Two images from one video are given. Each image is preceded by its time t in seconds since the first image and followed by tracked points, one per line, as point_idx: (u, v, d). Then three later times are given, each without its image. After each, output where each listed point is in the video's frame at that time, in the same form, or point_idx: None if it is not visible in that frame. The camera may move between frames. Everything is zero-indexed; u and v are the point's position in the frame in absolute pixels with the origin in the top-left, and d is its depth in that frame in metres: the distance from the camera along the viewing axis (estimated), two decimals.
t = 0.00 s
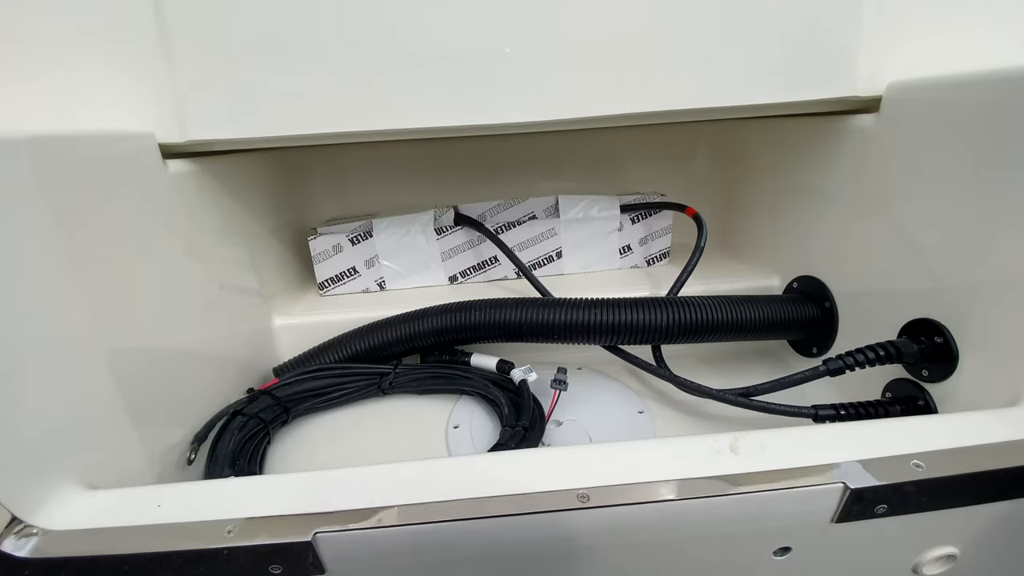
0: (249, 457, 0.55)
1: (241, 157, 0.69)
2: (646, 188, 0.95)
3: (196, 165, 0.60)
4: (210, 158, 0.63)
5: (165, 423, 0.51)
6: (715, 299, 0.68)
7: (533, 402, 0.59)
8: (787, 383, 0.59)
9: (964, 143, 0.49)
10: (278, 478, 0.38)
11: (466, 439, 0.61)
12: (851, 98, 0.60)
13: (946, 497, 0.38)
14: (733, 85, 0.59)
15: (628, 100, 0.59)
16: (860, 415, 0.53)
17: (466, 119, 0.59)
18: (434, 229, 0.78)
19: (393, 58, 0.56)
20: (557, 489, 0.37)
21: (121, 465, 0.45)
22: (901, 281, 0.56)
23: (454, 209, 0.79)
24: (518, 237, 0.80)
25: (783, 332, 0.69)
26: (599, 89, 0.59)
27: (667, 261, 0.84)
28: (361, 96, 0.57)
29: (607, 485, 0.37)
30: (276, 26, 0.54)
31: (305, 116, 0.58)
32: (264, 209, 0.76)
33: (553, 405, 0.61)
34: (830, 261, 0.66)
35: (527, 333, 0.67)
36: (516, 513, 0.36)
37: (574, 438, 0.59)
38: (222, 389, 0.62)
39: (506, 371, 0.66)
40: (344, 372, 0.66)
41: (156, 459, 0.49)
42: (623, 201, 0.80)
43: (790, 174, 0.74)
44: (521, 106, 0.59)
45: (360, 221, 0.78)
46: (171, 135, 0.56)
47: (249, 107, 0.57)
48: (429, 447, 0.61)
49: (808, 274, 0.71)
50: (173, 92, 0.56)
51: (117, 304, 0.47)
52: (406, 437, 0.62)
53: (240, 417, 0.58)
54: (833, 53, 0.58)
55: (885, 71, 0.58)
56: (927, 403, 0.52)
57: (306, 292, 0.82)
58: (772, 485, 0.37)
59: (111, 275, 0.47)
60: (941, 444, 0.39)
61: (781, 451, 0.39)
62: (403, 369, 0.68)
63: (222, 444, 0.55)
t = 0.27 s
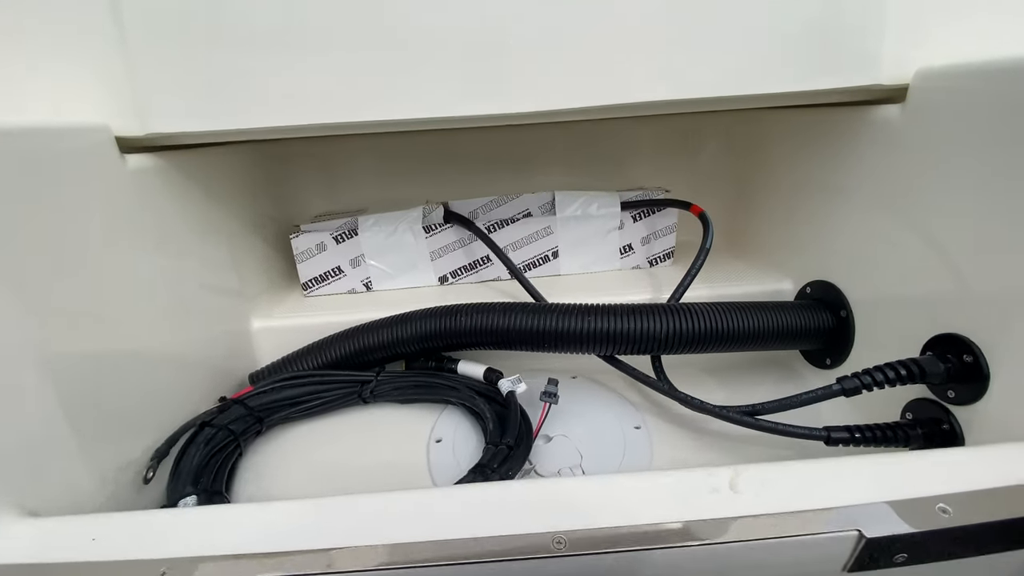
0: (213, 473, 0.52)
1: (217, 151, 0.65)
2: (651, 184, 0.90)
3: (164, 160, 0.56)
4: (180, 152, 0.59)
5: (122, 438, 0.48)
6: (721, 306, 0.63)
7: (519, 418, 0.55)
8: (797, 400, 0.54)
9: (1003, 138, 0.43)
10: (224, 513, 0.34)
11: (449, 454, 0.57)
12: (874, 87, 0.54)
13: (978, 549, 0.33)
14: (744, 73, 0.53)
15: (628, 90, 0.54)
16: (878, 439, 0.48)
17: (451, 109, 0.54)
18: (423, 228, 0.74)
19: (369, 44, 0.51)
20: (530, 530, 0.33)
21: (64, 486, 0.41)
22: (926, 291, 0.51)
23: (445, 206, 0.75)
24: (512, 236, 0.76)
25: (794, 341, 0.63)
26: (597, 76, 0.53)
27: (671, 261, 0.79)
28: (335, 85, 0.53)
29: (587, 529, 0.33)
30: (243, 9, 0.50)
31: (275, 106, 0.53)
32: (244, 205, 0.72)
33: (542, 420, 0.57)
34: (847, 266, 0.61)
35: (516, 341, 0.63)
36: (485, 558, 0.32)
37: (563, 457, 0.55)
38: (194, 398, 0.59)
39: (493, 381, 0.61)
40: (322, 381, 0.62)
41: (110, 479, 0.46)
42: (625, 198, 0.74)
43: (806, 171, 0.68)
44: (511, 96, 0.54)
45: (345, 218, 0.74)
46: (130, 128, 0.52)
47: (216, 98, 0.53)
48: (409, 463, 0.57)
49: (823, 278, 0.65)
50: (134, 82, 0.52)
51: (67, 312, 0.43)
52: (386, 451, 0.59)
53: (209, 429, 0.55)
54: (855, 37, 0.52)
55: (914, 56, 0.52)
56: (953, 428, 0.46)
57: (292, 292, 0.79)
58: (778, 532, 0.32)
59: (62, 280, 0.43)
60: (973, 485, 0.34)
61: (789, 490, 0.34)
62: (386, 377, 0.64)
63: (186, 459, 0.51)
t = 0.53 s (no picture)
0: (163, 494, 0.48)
1: (180, 147, 0.62)
2: (650, 182, 0.85)
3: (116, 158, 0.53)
4: (136, 149, 0.56)
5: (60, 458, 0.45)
6: (717, 319, 0.58)
7: (491, 439, 0.50)
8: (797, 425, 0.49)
9: None
10: (120, 559, 0.29)
11: (416, 475, 0.53)
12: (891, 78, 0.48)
13: None
14: (743, 63, 0.48)
15: (613, 85, 0.49)
16: (885, 474, 0.43)
17: (418, 104, 0.50)
18: (402, 230, 0.69)
19: (326, 32, 0.47)
20: None
21: None
22: (944, 309, 0.45)
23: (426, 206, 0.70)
24: (497, 239, 0.71)
25: (796, 358, 0.58)
26: (578, 67, 0.49)
27: (669, 265, 0.74)
28: (292, 78, 0.49)
29: None
30: None
31: (229, 101, 0.49)
32: (215, 204, 0.68)
33: (517, 440, 0.53)
34: (857, 277, 0.55)
35: (494, 354, 0.58)
36: None
37: (538, 481, 0.51)
38: (151, 410, 0.55)
39: (469, 396, 0.57)
40: (288, 393, 0.59)
41: (46, 503, 0.43)
42: (618, 199, 0.69)
43: (814, 170, 0.62)
44: (483, 89, 0.49)
45: (322, 218, 0.71)
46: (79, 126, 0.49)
47: (167, 92, 0.49)
48: (375, 483, 0.53)
49: (830, 288, 0.60)
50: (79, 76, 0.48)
51: None
52: (352, 470, 0.55)
53: (163, 445, 0.52)
54: (870, 22, 0.46)
55: (938, 43, 0.46)
56: (969, 465, 0.41)
57: (268, 294, 0.76)
58: None
59: None
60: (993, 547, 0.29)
61: (774, 548, 0.30)
62: (357, 389, 0.60)
63: (135, 478, 0.48)
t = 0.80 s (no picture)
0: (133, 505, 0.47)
1: (159, 144, 0.60)
2: (654, 181, 0.81)
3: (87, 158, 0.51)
4: (111, 147, 0.54)
5: (27, 466, 0.43)
6: (716, 329, 0.54)
7: (472, 454, 0.48)
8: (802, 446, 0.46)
9: None
10: None
11: (395, 489, 0.51)
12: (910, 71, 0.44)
13: None
14: (748, 53, 0.44)
15: (605, 79, 0.45)
16: (894, 505, 0.39)
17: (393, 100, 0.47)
18: (391, 230, 0.67)
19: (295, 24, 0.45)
20: None
21: None
22: (965, 326, 0.41)
23: (416, 205, 0.68)
24: (489, 240, 0.68)
25: (802, 371, 0.55)
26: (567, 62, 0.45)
27: (670, 268, 0.71)
28: (262, 72, 0.46)
29: None
30: None
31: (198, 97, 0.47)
32: (198, 203, 0.67)
33: (501, 454, 0.50)
34: (870, 286, 0.51)
35: (479, 363, 0.56)
36: None
37: (521, 498, 0.48)
38: (127, 414, 0.54)
39: (453, 406, 0.55)
40: (267, 399, 0.57)
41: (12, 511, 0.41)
42: (616, 199, 0.66)
43: (825, 170, 0.58)
44: (463, 84, 0.46)
45: (309, 217, 0.69)
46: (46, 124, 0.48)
47: (135, 86, 0.47)
48: (352, 497, 0.51)
49: (840, 297, 0.56)
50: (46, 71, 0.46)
51: None
52: (329, 482, 0.53)
53: (136, 452, 0.50)
54: (886, 9, 0.42)
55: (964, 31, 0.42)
56: (988, 498, 0.37)
57: (257, 294, 0.74)
58: None
59: None
60: None
61: None
62: (339, 396, 0.58)
63: (106, 486, 0.47)
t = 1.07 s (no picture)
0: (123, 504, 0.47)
1: (156, 141, 0.60)
2: (660, 179, 0.79)
3: (80, 156, 0.51)
4: (105, 144, 0.53)
5: (17, 464, 0.43)
6: (718, 334, 0.53)
7: (463, 459, 0.47)
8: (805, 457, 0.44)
9: None
10: None
11: (386, 493, 0.51)
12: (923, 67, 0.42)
13: None
14: (751, 47, 0.42)
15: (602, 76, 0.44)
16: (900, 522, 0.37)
17: (384, 97, 0.46)
18: (388, 228, 0.66)
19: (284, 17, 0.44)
20: None
21: None
22: (980, 335, 0.39)
23: (415, 203, 0.67)
24: (489, 239, 0.67)
25: (808, 378, 0.53)
26: (562, 57, 0.44)
27: (675, 269, 0.69)
28: (251, 69, 0.45)
29: None
30: None
31: (188, 94, 0.46)
32: (197, 200, 0.66)
33: (493, 459, 0.49)
34: (880, 291, 0.49)
35: (474, 365, 0.55)
36: None
37: (513, 505, 0.47)
38: (121, 412, 0.54)
39: (447, 408, 0.54)
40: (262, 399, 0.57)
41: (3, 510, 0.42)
42: (619, 197, 0.64)
43: (835, 169, 0.56)
44: (456, 81, 0.45)
45: (308, 215, 0.68)
46: (36, 122, 0.47)
47: (126, 83, 0.46)
48: (343, 499, 0.51)
49: (848, 302, 0.54)
50: (38, 68, 0.46)
51: None
52: (321, 484, 0.52)
53: (129, 451, 0.50)
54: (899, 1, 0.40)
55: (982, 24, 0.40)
56: (998, 518, 0.36)
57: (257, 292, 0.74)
58: None
59: None
60: None
61: None
62: (333, 396, 0.57)
63: (97, 485, 0.47)
